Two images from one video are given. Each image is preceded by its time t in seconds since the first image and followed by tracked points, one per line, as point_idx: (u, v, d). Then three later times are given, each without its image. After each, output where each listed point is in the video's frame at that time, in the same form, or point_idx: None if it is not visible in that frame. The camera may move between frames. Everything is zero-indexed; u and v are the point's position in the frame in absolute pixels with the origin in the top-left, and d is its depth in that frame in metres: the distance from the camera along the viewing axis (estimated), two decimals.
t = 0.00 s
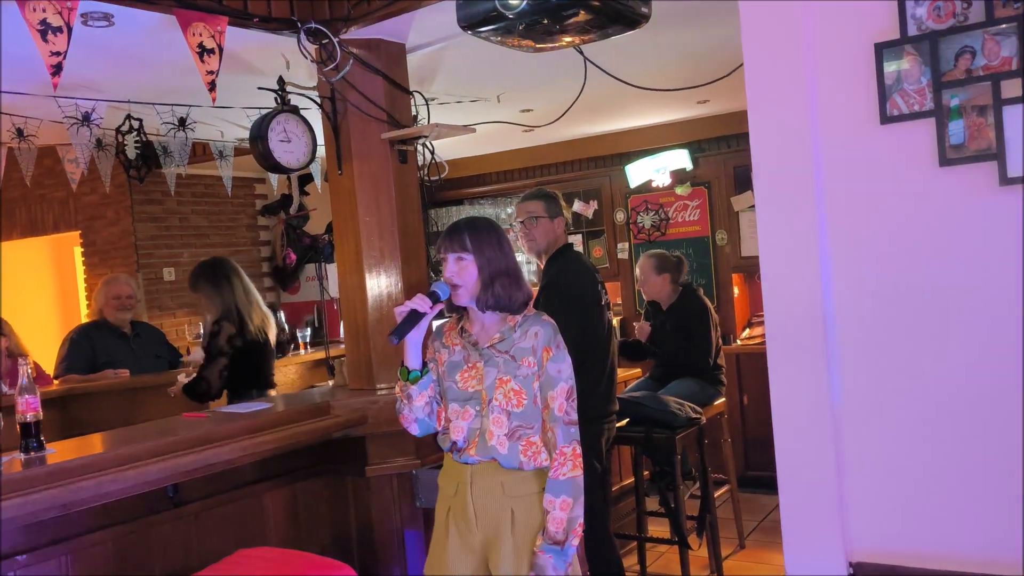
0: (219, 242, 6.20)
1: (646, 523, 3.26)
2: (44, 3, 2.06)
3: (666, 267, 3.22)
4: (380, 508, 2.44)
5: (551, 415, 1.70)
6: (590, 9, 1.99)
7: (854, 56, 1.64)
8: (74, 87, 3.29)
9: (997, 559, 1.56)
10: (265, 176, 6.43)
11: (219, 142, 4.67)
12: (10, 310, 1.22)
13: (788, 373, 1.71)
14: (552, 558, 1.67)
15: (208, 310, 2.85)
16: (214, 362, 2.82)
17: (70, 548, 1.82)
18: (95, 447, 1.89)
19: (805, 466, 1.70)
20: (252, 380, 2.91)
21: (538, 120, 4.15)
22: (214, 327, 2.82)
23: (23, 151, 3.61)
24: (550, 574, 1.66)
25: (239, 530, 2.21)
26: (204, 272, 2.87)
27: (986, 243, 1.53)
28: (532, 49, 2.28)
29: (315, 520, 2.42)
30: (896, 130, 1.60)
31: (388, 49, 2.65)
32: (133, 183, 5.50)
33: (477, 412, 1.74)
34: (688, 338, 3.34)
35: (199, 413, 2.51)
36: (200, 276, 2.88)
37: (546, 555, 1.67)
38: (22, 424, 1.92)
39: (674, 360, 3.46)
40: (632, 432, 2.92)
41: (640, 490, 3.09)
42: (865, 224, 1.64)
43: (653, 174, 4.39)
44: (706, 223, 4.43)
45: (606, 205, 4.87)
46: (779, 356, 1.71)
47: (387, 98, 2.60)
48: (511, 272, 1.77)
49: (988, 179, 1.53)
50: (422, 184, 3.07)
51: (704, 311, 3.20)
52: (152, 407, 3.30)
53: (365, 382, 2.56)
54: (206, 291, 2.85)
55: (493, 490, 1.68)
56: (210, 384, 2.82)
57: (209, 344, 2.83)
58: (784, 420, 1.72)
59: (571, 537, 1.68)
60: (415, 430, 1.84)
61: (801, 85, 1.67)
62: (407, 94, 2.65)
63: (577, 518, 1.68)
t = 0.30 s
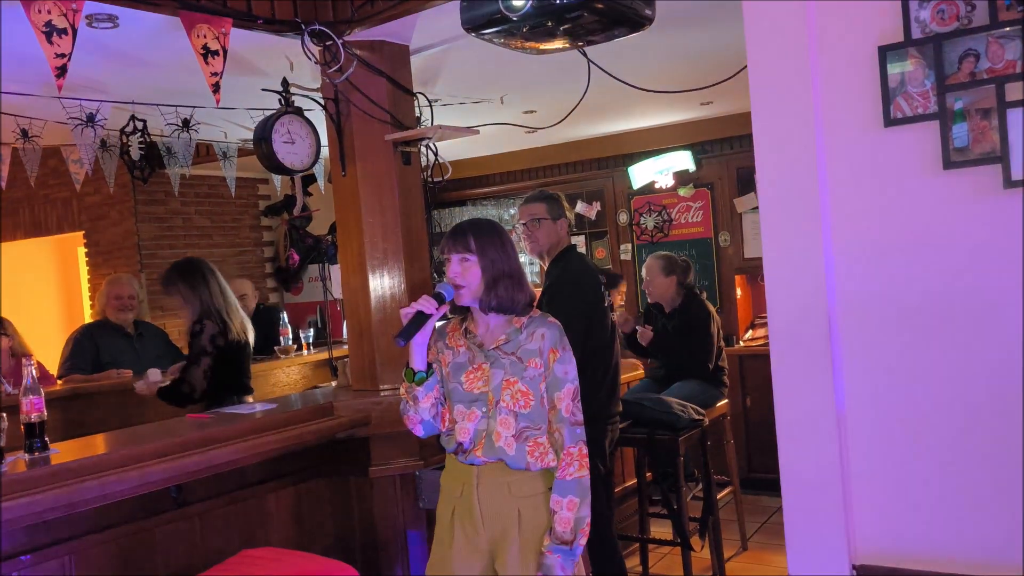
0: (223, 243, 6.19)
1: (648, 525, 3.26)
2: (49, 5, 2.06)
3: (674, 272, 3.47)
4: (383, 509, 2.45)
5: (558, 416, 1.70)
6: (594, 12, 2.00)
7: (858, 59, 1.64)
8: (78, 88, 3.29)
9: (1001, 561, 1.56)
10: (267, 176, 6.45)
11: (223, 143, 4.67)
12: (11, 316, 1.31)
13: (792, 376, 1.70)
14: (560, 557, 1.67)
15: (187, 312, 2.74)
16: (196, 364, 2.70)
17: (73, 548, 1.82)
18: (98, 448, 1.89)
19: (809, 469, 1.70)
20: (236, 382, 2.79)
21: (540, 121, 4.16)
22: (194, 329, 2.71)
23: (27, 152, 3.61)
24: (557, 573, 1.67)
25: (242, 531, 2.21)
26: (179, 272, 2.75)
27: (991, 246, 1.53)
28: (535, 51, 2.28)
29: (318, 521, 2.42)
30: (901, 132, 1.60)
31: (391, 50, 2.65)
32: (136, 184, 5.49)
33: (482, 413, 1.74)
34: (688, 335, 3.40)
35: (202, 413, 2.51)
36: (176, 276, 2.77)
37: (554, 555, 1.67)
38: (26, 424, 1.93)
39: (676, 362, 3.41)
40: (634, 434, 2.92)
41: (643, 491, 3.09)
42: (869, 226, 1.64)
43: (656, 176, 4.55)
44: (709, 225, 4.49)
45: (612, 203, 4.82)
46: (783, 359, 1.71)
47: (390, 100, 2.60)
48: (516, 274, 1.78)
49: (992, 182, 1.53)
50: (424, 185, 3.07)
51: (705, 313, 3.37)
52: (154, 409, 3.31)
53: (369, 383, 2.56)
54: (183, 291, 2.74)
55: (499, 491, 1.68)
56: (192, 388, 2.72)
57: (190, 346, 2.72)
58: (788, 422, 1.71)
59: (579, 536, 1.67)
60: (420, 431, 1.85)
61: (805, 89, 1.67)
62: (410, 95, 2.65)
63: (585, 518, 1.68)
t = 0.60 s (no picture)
0: (221, 244, 6.22)
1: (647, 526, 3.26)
2: (45, 5, 2.06)
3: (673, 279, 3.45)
4: (380, 511, 2.44)
5: (555, 418, 1.71)
6: (591, 12, 1.99)
7: (857, 58, 1.63)
8: (74, 89, 3.28)
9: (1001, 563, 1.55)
10: (265, 177, 6.44)
11: (220, 144, 4.66)
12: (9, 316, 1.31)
13: (790, 377, 1.70)
14: (558, 561, 1.67)
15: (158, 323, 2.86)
16: (182, 368, 2.82)
17: (71, 550, 1.82)
18: (96, 450, 1.88)
19: (807, 471, 1.69)
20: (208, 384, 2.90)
21: (537, 122, 4.16)
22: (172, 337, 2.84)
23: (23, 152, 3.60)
24: None
25: (240, 532, 2.21)
26: (142, 280, 2.88)
27: (989, 247, 1.53)
28: (533, 51, 2.28)
29: (316, 523, 2.42)
30: (899, 133, 1.60)
31: (389, 51, 2.64)
32: (134, 184, 5.49)
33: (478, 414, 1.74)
34: (686, 339, 3.42)
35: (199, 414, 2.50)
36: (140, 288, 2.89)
37: (551, 557, 1.67)
38: (23, 426, 1.93)
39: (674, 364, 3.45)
40: (632, 434, 2.91)
41: (641, 491, 3.08)
42: (866, 226, 1.64)
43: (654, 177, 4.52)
44: (707, 225, 4.54)
45: (611, 206, 4.78)
46: (781, 360, 1.71)
47: (388, 101, 2.60)
48: (515, 276, 1.77)
49: (990, 182, 1.53)
50: (422, 186, 3.06)
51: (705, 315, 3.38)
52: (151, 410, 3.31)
53: (366, 384, 2.56)
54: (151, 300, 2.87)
55: (493, 494, 1.67)
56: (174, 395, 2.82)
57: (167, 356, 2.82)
58: (786, 423, 1.71)
59: (577, 540, 1.67)
60: (417, 432, 1.85)
61: (803, 90, 1.67)
62: (408, 96, 2.65)
63: (582, 521, 1.68)
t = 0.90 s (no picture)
0: (215, 242, 6.20)
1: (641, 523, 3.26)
2: (35, 3, 2.05)
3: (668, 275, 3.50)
4: (375, 509, 2.43)
5: (544, 416, 1.68)
6: (584, 9, 1.99)
7: (850, 55, 1.64)
8: (65, 87, 3.27)
9: (994, 559, 1.56)
10: (258, 176, 6.43)
11: (212, 142, 4.64)
12: None
13: (785, 377, 1.70)
14: (539, 559, 1.66)
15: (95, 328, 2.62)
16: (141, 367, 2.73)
17: (64, 550, 1.81)
18: (88, 449, 1.88)
19: (801, 468, 1.69)
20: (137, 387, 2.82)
21: (531, 119, 4.14)
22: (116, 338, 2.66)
23: (15, 151, 3.58)
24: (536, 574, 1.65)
25: (234, 531, 2.20)
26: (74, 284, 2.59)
27: (983, 244, 1.53)
28: (526, 48, 2.27)
29: (310, 521, 2.41)
30: (892, 131, 1.60)
31: (382, 49, 2.63)
32: (126, 183, 5.47)
33: (472, 412, 1.75)
34: (681, 336, 3.42)
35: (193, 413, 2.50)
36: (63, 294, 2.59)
37: (534, 556, 1.65)
38: (14, 426, 1.92)
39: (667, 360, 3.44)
40: (627, 431, 2.91)
41: (635, 488, 3.09)
42: (859, 224, 1.64)
43: (648, 173, 4.59)
44: (701, 223, 4.48)
45: (604, 204, 4.84)
46: (775, 358, 1.71)
47: (382, 99, 2.59)
48: (508, 274, 1.77)
49: (982, 179, 1.53)
50: (416, 183, 3.05)
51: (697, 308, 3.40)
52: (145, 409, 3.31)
53: (360, 383, 2.55)
54: (86, 303, 2.61)
55: (488, 492, 1.68)
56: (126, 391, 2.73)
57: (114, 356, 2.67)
58: (781, 421, 1.71)
59: (559, 540, 1.65)
60: (411, 431, 1.84)
61: (796, 87, 1.67)
62: (401, 94, 2.65)
63: (566, 521, 1.66)
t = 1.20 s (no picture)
0: (211, 239, 6.20)
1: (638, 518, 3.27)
2: None
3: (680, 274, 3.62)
4: (373, 506, 2.43)
5: (546, 411, 1.71)
6: (580, 5, 1.99)
7: (846, 51, 1.64)
8: (60, 84, 3.26)
9: (991, 552, 1.56)
10: (254, 172, 6.43)
11: (208, 139, 4.64)
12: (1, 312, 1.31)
13: (781, 373, 1.70)
14: (552, 552, 1.69)
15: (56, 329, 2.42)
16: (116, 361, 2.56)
17: (62, 547, 1.81)
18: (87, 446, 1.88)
19: (799, 464, 1.69)
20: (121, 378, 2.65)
21: (527, 115, 4.13)
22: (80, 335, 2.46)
23: (10, 149, 3.57)
24: (550, 567, 1.68)
25: (232, 528, 2.20)
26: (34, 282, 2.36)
27: (978, 239, 1.54)
28: (522, 44, 2.27)
29: (308, 518, 2.41)
30: (888, 126, 1.60)
31: (378, 45, 2.63)
32: (122, 180, 5.45)
33: (470, 409, 1.74)
34: (677, 328, 3.45)
35: (191, 410, 2.50)
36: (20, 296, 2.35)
37: (546, 549, 1.68)
38: (12, 423, 1.92)
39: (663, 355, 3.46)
40: (624, 427, 2.92)
41: (631, 484, 3.09)
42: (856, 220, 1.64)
43: (644, 170, 4.57)
44: (698, 219, 4.51)
45: (601, 199, 4.85)
46: (771, 355, 1.71)
47: (378, 95, 2.58)
48: (502, 270, 1.77)
49: (979, 174, 1.53)
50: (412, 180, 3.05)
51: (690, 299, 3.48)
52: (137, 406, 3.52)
53: (357, 379, 2.55)
54: (46, 304, 2.40)
55: (488, 489, 1.68)
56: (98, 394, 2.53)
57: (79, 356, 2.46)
58: (779, 418, 1.71)
59: (571, 531, 1.69)
60: (410, 430, 1.83)
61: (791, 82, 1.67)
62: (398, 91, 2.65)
63: (576, 512, 1.70)
